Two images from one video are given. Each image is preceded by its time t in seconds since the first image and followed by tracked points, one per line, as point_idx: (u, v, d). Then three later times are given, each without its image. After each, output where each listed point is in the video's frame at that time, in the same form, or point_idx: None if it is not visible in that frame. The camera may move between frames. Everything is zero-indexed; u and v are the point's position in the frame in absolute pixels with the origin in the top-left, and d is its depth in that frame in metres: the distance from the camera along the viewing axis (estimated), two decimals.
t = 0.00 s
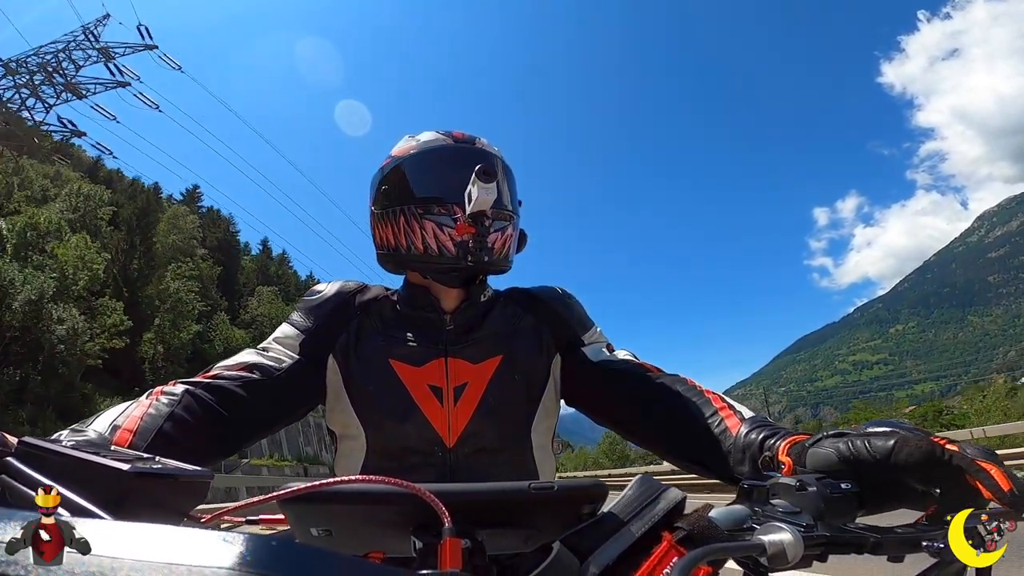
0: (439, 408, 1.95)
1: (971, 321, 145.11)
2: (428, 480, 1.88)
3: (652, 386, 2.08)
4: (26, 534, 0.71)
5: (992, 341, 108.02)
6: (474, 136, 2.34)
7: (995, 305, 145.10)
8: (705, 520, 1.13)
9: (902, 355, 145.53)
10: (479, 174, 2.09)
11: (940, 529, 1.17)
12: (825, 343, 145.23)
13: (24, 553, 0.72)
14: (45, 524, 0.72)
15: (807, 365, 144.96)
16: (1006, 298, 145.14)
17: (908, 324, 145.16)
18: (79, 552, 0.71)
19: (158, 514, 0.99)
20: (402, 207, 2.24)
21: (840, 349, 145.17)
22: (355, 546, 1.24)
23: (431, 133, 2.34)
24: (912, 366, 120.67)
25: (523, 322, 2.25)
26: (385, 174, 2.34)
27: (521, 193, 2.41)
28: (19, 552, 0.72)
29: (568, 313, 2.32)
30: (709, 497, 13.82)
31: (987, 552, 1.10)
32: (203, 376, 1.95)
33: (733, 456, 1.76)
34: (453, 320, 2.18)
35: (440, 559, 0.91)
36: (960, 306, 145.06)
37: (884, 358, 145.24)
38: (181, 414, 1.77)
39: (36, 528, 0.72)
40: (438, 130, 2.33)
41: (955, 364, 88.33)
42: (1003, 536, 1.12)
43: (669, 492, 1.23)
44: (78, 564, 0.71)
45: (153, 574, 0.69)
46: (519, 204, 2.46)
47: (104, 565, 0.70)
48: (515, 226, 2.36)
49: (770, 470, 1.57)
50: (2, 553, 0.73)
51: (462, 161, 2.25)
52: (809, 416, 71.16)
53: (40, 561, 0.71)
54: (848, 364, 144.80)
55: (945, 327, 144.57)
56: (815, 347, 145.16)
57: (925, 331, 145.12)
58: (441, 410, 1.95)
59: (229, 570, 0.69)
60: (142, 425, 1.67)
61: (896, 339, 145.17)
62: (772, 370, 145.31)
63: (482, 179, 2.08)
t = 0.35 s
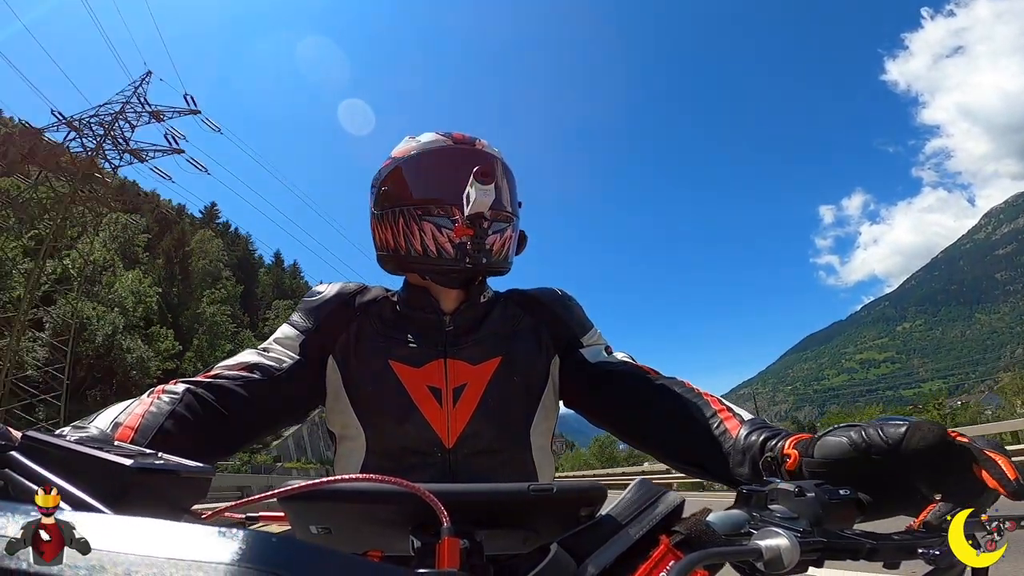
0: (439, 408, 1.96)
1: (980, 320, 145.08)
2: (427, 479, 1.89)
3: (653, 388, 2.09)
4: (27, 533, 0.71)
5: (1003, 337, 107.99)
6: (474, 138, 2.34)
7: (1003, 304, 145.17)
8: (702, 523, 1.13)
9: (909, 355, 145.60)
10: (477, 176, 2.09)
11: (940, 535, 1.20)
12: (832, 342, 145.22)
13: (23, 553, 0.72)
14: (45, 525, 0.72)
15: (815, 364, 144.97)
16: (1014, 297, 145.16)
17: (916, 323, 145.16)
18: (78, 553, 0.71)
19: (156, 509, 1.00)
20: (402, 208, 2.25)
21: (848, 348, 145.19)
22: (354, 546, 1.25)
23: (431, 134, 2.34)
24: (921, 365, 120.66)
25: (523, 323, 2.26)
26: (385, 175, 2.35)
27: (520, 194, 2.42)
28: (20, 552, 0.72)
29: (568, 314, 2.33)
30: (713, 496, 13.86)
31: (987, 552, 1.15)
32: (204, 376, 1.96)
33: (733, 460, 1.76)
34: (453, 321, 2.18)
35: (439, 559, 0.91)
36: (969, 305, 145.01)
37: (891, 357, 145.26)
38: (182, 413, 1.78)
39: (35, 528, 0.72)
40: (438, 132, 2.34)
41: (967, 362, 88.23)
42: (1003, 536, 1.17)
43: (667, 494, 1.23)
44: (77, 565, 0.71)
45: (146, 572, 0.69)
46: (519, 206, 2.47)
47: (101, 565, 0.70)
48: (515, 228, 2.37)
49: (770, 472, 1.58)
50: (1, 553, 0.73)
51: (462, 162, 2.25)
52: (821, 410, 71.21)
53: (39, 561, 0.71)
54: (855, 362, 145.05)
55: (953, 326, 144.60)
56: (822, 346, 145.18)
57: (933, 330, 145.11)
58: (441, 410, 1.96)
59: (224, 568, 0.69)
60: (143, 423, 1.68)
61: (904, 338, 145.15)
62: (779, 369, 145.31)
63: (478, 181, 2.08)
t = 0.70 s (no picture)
0: (443, 409, 1.95)
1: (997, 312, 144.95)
2: (431, 481, 1.88)
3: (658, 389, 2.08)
4: (26, 534, 0.70)
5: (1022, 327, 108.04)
6: (481, 138, 2.34)
7: (1021, 296, 144.85)
8: (708, 526, 1.12)
9: (923, 351, 145.39)
10: (484, 182, 2.07)
11: (943, 539, 1.16)
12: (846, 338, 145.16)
13: (22, 552, 0.71)
14: (45, 524, 0.71)
15: (829, 360, 144.87)
16: None
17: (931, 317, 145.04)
18: (79, 552, 0.70)
19: (162, 509, 1.00)
20: (407, 212, 2.25)
21: (863, 343, 145.14)
22: (355, 546, 1.25)
23: (437, 134, 2.34)
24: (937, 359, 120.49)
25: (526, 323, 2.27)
26: (391, 175, 2.35)
27: (526, 196, 2.41)
28: (18, 553, 0.70)
29: (574, 315, 2.32)
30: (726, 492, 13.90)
31: (987, 551, 1.10)
32: (209, 375, 1.96)
33: (739, 464, 1.76)
34: (458, 323, 2.19)
35: (441, 562, 0.91)
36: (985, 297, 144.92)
37: (906, 352, 145.16)
38: (187, 413, 1.78)
39: (35, 528, 0.71)
40: (445, 131, 2.34)
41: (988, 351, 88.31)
42: (1004, 536, 1.12)
43: (672, 497, 1.22)
44: (76, 568, 0.69)
45: (146, 571, 0.69)
46: (525, 208, 2.47)
47: (103, 566, 0.69)
48: (520, 231, 2.36)
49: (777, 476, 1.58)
50: (2, 551, 0.72)
51: (469, 164, 2.25)
52: (840, 402, 71.40)
53: (39, 561, 0.69)
54: (870, 357, 145.15)
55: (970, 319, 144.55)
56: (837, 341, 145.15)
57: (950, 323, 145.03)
58: (444, 411, 1.95)
59: (225, 568, 0.69)
60: (148, 422, 1.68)
61: (920, 332, 145.09)
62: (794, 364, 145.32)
63: (486, 187, 2.06)
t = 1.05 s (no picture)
0: (442, 404, 1.96)
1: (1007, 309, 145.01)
2: (430, 476, 1.89)
3: (655, 383, 2.08)
4: (26, 534, 0.70)
5: None
6: (478, 135, 2.34)
7: None
8: (704, 523, 1.13)
9: (932, 348, 145.39)
10: (480, 179, 2.08)
11: (939, 538, 1.18)
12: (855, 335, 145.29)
13: (22, 552, 0.71)
14: (45, 524, 0.71)
15: (839, 357, 145.02)
16: None
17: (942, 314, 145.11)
18: (80, 550, 0.70)
19: (162, 504, 1.00)
20: (405, 208, 2.25)
21: (873, 340, 145.25)
22: (355, 541, 1.26)
23: (435, 131, 2.34)
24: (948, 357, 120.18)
25: (525, 319, 2.28)
26: (389, 172, 2.35)
27: (525, 191, 2.41)
28: (19, 551, 0.70)
29: (572, 310, 2.32)
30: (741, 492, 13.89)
31: (986, 552, 1.14)
32: (211, 367, 1.97)
33: (734, 460, 1.78)
34: (457, 318, 2.20)
35: (440, 556, 0.91)
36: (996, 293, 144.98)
37: (916, 350, 145.16)
38: (188, 404, 1.79)
39: (34, 529, 0.70)
40: (443, 129, 2.34)
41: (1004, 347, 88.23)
42: (1000, 538, 1.15)
43: (669, 495, 1.22)
44: (79, 566, 0.69)
45: (148, 570, 0.69)
46: (524, 203, 2.47)
47: (103, 566, 0.69)
48: (518, 226, 2.36)
49: (772, 475, 1.59)
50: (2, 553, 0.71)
51: (468, 161, 2.25)
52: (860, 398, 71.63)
53: (36, 561, 0.69)
54: (879, 355, 145.18)
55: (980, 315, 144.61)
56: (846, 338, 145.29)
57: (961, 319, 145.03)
58: (443, 406, 1.96)
59: (226, 566, 0.69)
60: (149, 414, 1.69)
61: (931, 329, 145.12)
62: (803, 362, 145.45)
63: (482, 184, 2.07)
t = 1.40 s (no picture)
0: (444, 411, 1.96)
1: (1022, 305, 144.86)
2: (431, 482, 1.88)
3: (658, 389, 2.07)
4: (26, 535, 0.70)
5: None
6: (480, 139, 2.34)
7: None
8: (709, 529, 1.11)
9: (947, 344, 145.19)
10: (481, 185, 2.08)
11: (944, 542, 1.16)
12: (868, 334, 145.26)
13: (19, 554, 0.71)
14: (44, 525, 0.71)
15: (852, 356, 145.00)
16: None
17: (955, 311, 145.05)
18: (79, 553, 0.70)
19: (163, 508, 0.99)
20: (407, 214, 2.25)
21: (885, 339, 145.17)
22: (358, 548, 1.25)
23: (437, 136, 2.34)
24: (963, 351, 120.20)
25: (527, 326, 2.27)
26: (391, 178, 2.35)
27: (527, 197, 2.41)
28: (18, 553, 0.70)
29: (575, 316, 2.31)
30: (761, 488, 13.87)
31: (988, 552, 1.11)
32: (210, 376, 1.96)
33: (743, 468, 1.76)
34: (460, 325, 2.19)
35: (442, 562, 0.90)
36: (1010, 290, 144.94)
37: (930, 346, 145.06)
38: (187, 413, 1.77)
39: (33, 530, 0.70)
40: (444, 133, 2.33)
41: None
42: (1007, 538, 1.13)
43: (673, 500, 1.21)
44: (77, 568, 0.69)
45: (146, 571, 0.69)
46: (527, 209, 2.46)
47: (99, 568, 0.69)
48: (521, 232, 2.35)
49: (778, 483, 1.58)
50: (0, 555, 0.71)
51: (469, 166, 2.25)
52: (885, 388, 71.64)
53: (38, 564, 0.69)
54: (893, 352, 145.01)
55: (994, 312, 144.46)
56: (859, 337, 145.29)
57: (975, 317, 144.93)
58: (445, 413, 1.95)
59: (224, 569, 0.68)
60: (149, 423, 1.68)
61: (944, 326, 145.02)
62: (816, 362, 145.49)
63: (483, 190, 2.06)
